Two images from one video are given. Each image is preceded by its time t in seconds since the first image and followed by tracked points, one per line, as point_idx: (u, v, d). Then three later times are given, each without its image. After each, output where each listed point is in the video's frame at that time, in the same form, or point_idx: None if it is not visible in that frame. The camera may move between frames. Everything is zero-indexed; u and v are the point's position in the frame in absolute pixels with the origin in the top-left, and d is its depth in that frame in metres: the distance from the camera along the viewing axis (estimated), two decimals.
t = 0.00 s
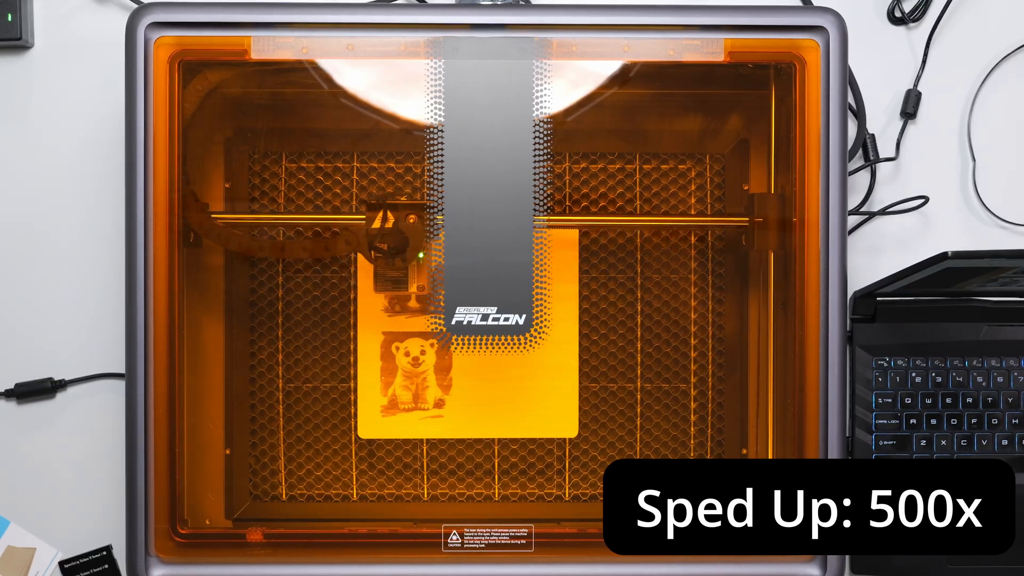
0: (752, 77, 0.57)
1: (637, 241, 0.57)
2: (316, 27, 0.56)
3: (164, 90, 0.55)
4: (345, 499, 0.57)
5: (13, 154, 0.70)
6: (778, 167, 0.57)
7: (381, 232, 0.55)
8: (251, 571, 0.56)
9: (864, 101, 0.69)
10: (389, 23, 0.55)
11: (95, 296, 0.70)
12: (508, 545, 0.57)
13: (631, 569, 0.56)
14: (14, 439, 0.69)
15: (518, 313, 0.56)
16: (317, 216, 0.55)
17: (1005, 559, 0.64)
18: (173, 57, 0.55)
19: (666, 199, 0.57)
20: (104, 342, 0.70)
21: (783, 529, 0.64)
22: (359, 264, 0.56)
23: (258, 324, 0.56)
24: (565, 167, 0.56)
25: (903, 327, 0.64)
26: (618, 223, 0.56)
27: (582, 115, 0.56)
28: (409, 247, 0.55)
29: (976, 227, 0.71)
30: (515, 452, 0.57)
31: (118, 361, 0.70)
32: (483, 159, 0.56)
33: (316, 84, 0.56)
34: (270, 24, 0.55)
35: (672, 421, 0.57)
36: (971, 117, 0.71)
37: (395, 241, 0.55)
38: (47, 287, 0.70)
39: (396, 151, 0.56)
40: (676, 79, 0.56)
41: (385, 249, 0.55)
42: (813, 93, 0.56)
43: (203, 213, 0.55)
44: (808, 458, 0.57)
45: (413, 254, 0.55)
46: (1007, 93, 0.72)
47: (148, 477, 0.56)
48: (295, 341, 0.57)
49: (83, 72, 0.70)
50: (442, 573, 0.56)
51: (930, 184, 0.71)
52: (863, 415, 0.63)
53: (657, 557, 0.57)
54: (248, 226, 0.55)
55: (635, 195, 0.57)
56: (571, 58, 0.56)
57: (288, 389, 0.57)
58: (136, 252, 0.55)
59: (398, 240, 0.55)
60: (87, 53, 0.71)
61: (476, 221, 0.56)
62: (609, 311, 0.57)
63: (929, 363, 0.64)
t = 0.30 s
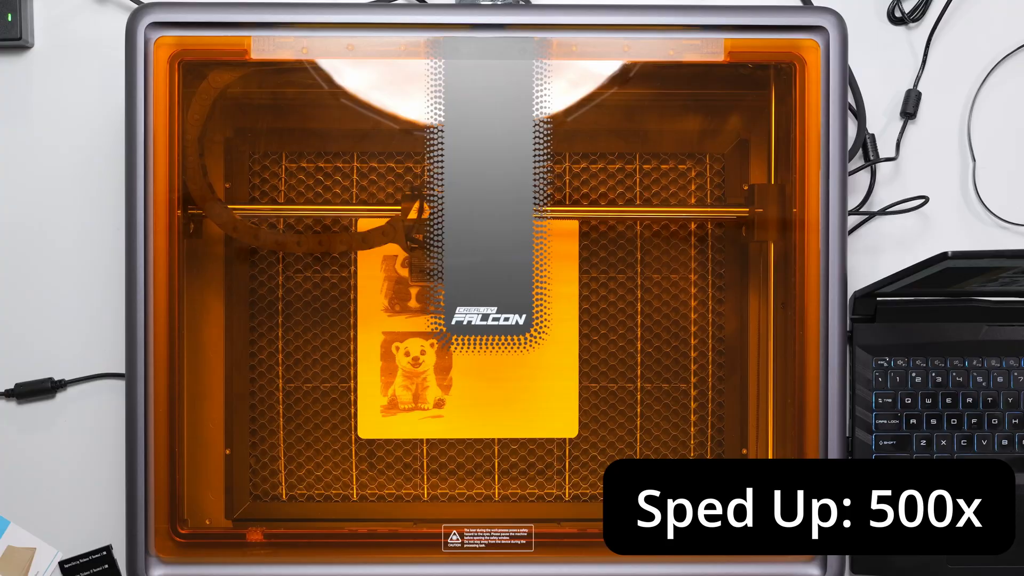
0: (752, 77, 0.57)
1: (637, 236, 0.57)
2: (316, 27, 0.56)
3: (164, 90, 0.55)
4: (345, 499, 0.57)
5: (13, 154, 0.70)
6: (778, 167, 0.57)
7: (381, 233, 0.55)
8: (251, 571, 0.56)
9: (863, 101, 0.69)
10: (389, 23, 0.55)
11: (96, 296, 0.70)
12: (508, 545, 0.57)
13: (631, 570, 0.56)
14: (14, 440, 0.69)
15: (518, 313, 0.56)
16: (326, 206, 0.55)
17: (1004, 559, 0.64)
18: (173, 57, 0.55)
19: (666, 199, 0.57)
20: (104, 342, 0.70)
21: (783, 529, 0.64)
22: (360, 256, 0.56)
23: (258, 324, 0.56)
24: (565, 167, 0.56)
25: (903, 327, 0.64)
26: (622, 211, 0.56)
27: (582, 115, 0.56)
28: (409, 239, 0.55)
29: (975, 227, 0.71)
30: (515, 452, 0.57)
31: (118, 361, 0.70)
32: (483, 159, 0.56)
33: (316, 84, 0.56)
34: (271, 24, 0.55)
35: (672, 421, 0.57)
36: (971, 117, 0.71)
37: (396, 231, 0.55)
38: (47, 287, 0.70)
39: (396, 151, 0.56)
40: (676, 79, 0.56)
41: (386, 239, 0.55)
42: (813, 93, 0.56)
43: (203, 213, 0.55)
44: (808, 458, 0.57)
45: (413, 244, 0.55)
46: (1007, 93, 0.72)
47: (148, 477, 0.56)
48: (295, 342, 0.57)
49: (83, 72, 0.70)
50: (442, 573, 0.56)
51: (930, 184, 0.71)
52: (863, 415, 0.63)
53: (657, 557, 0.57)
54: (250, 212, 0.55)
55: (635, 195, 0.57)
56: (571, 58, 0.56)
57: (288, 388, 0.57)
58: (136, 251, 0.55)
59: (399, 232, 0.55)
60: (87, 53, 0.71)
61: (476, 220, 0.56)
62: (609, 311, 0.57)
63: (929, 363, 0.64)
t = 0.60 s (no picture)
0: (752, 78, 0.57)
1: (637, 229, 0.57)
2: (316, 27, 0.56)
3: (164, 90, 0.55)
4: (345, 499, 0.57)
5: (13, 154, 0.70)
6: (778, 167, 0.57)
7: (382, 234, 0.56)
8: (251, 571, 0.56)
9: (864, 101, 0.69)
10: (389, 23, 0.55)
11: (96, 296, 0.70)
12: (508, 545, 0.57)
13: (631, 570, 0.56)
14: (14, 440, 0.69)
15: (518, 313, 0.56)
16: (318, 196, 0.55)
17: (1004, 559, 0.64)
18: (173, 57, 0.55)
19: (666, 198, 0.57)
20: (104, 342, 0.70)
21: (783, 529, 0.64)
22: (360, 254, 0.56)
23: (258, 324, 0.56)
24: (565, 167, 0.56)
25: (903, 327, 0.64)
26: (620, 203, 0.56)
27: (582, 115, 0.56)
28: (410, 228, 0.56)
29: (975, 227, 0.71)
30: (515, 452, 0.57)
31: (118, 361, 0.70)
32: (483, 159, 0.56)
33: (316, 84, 0.56)
34: (271, 24, 0.55)
35: (672, 421, 0.57)
36: (971, 117, 0.71)
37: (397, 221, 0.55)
38: (47, 287, 0.70)
39: (396, 151, 0.56)
40: (677, 78, 0.56)
41: (385, 228, 0.55)
42: (813, 93, 0.56)
43: (203, 213, 0.56)
44: (808, 459, 0.57)
45: (413, 235, 0.56)
46: (1007, 93, 0.72)
47: (148, 477, 0.56)
48: (295, 342, 0.57)
49: (83, 72, 0.70)
50: (442, 573, 0.56)
51: (930, 184, 0.71)
52: (863, 415, 0.63)
53: (657, 557, 0.57)
54: (251, 202, 0.55)
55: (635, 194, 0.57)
56: (571, 58, 0.56)
57: (288, 389, 0.57)
58: (135, 251, 0.55)
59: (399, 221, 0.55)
60: (87, 53, 0.71)
61: (476, 220, 0.56)
62: (609, 310, 0.57)
63: (929, 363, 0.64)
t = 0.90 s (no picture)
0: (752, 78, 0.57)
1: (637, 219, 0.57)
2: (317, 27, 0.56)
3: (164, 90, 0.55)
4: (345, 499, 0.57)
5: (13, 154, 0.70)
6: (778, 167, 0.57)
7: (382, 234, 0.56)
8: (251, 571, 0.56)
9: (863, 101, 0.69)
10: (389, 23, 0.55)
11: (95, 296, 0.70)
12: (508, 545, 0.57)
13: (631, 570, 0.56)
14: (14, 440, 0.69)
15: (518, 313, 0.56)
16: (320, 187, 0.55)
17: (1004, 559, 0.64)
18: (173, 57, 0.56)
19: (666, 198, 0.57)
20: (104, 342, 0.70)
21: (783, 529, 0.64)
22: (360, 253, 0.56)
23: (258, 324, 0.57)
24: (565, 167, 0.56)
25: (903, 327, 0.64)
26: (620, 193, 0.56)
27: (582, 115, 0.56)
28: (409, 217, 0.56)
29: (975, 227, 0.71)
30: (515, 452, 0.57)
31: (118, 361, 0.70)
32: (483, 159, 0.56)
33: (316, 84, 0.56)
34: (271, 24, 0.55)
35: (672, 421, 0.57)
36: (971, 117, 0.71)
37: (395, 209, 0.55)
38: (47, 287, 0.70)
39: (396, 151, 0.56)
40: (677, 79, 0.56)
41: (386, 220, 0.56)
42: (813, 93, 0.56)
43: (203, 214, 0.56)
44: (808, 458, 0.57)
45: (413, 227, 0.56)
46: (1007, 93, 0.72)
47: (148, 477, 0.56)
48: (295, 341, 0.57)
49: (84, 72, 0.70)
50: (442, 573, 0.56)
51: (930, 184, 0.71)
52: (863, 415, 0.63)
53: (657, 557, 0.57)
54: (251, 192, 0.55)
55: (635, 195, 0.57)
56: (571, 58, 0.56)
57: (288, 389, 0.57)
58: (135, 251, 0.55)
59: (398, 213, 0.56)
60: (87, 53, 0.71)
61: (475, 220, 0.56)
62: (609, 310, 0.57)
63: (929, 363, 0.64)
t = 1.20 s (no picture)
0: (752, 78, 0.57)
1: (637, 217, 0.57)
2: (317, 27, 0.56)
3: (164, 90, 0.55)
4: (345, 499, 0.57)
5: (13, 154, 0.70)
6: (778, 167, 0.57)
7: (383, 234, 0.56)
8: (251, 571, 0.56)
9: (863, 101, 0.69)
10: (389, 23, 0.55)
11: (96, 296, 0.70)
12: (508, 545, 0.57)
13: (631, 570, 0.56)
14: (14, 440, 0.69)
15: (518, 313, 0.56)
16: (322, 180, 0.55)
17: (1004, 559, 0.64)
18: (173, 57, 0.56)
19: (666, 198, 0.57)
20: (104, 342, 0.70)
21: (783, 530, 0.64)
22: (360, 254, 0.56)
23: (258, 325, 0.56)
24: (565, 167, 0.56)
25: (904, 327, 0.64)
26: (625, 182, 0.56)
27: (582, 115, 0.56)
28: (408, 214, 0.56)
29: (975, 227, 0.71)
30: (515, 452, 0.57)
31: (119, 361, 0.70)
32: (482, 159, 0.56)
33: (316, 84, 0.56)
34: (271, 24, 0.55)
35: (672, 422, 0.57)
36: (971, 117, 0.71)
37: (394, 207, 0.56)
38: (47, 286, 0.70)
39: (396, 151, 0.56)
40: (677, 79, 0.56)
41: (386, 213, 0.56)
42: (813, 93, 0.56)
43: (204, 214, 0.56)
44: (808, 459, 0.57)
45: (413, 223, 0.56)
46: (1007, 93, 0.72)
47: (148, 477, 0.56)
48: (295, 342, 0.57)
49: (84, 72, 0.70)
50: (442, 573, 0.56)
51: (929, 183, 0.71)
52: (863, 415, 0.63)
53: (657, 557, 0.57)
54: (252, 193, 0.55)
55: (635, 195, 0.57)
56: (571, 58, 0.56)
57: (288, 389, 0.57)
58: (135, 251, 0.55)
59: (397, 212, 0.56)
60: (87, 53, 0.71)
61: (475, 220, 0.56)
62: (609, 310, 0.57)
63: (929, 363, 0.64)
